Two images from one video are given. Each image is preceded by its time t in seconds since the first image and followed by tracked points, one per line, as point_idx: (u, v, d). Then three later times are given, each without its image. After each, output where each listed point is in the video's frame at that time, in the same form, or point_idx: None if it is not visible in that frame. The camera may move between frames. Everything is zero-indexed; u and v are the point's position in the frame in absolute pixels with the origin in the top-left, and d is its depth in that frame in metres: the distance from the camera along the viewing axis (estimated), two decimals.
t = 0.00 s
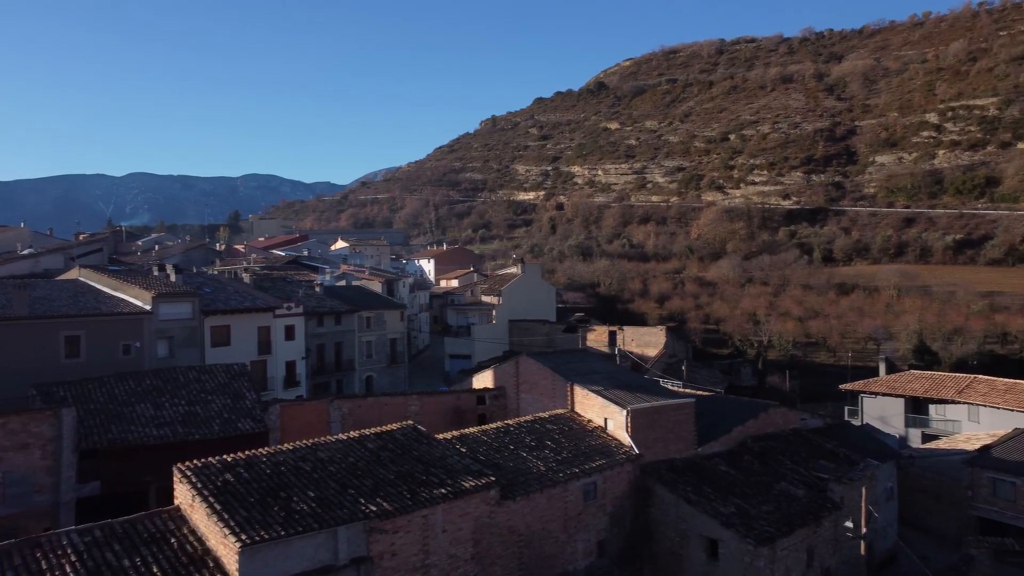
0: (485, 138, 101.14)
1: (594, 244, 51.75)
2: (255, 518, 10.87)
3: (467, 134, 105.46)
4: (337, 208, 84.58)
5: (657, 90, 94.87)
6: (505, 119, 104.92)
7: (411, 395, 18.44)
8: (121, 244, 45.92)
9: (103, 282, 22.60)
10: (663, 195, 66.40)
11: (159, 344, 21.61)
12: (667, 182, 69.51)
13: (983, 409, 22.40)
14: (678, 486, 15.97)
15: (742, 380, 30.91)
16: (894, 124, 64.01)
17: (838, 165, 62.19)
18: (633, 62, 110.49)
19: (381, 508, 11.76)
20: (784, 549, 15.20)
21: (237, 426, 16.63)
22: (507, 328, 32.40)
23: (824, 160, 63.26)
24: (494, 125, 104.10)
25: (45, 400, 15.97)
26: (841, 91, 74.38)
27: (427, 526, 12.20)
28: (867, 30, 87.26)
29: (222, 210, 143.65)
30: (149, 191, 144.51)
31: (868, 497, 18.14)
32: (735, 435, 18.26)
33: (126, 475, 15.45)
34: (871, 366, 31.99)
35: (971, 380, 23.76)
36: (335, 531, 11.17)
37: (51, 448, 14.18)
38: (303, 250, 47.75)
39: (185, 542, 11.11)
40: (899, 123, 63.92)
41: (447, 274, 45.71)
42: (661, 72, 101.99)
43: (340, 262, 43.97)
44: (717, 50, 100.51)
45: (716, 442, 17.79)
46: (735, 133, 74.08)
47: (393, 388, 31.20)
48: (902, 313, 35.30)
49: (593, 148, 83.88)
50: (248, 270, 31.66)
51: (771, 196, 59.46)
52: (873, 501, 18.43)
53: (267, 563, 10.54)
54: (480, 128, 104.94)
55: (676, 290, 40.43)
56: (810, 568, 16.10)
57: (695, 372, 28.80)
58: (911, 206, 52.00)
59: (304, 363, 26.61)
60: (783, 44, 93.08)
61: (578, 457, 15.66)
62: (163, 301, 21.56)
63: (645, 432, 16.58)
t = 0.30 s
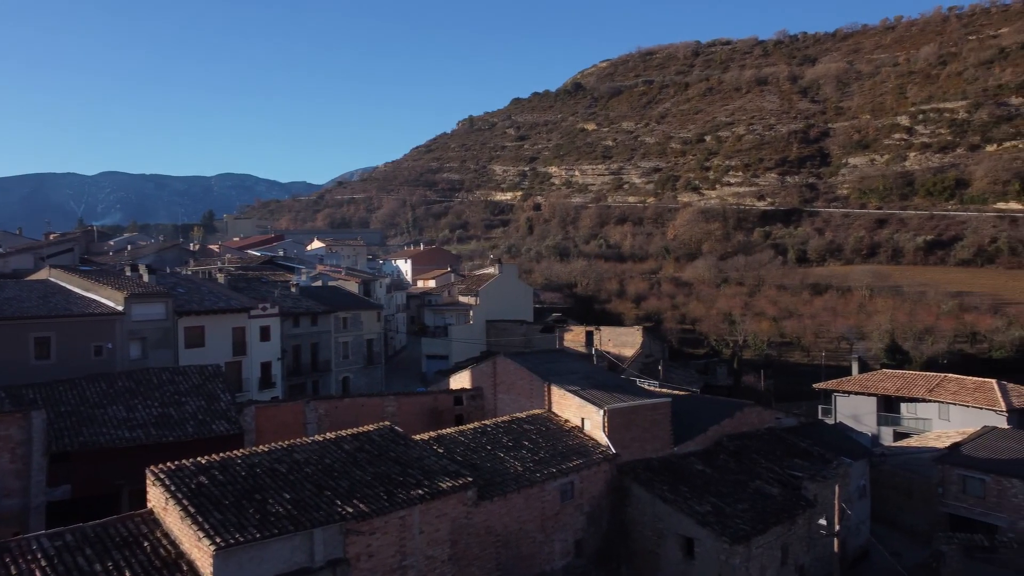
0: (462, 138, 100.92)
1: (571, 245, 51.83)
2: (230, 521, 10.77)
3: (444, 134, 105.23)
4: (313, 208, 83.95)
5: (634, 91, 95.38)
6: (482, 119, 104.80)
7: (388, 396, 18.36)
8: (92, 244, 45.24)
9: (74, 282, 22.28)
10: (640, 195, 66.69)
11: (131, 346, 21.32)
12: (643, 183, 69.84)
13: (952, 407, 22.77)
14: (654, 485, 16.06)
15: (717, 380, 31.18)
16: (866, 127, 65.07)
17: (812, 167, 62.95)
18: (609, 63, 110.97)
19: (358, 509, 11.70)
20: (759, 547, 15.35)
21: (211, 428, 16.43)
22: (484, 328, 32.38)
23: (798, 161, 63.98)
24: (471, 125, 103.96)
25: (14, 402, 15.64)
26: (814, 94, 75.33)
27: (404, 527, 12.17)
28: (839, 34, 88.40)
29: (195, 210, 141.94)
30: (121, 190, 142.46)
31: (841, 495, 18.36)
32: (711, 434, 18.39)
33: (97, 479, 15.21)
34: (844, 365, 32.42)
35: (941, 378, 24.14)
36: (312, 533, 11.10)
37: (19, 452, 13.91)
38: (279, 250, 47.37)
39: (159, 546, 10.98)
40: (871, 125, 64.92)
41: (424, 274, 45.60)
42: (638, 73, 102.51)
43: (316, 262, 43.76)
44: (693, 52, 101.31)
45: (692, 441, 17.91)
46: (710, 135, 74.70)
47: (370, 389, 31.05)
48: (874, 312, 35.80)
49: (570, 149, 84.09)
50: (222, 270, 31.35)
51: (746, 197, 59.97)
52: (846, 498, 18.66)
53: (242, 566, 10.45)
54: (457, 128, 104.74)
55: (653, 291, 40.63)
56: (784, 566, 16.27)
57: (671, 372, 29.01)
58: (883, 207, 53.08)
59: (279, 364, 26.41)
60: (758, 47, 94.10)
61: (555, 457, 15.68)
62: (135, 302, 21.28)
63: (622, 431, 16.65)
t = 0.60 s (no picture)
0: (439, 137, 100.65)
1: (548, 246, 51.88)
2: (204, 524, 10.66)
3: (421, 134, 104.86)
4: (289, 208, 83.23)
5: (610, 93, 95.78)
6: (459, 120, 104.57)
7: (364, 397, 18.26)
8: (62, 244, 44.52)
9: (44, 283, 21.93)
10: (617, 196, 66.91)
11: (103, 347, 21.02)
12: (620, 184, 70.09)
13: (923, 405, 23.12)
14: (631, 485, 16.12)
15: (693, 380, 31.44)
16: (839, 129, 65.97)
17: (786, 168, 63.60)
18: (586, 64, 111.36)
19: (334, 511, 11.64)
20: (734, 545, 15.47)
21: (185, 430, 16.21)
22: (461, 329, 32.34)
23: (773, 163, 64.60)
24: (448, 125, 103.70)
25: None
26: (788, 96, 76.17)
27: (381, 528, 12.13)
28: (813, 37, 89.48)
29: (169, 210, 140.05)
30: (92, 190, 140.17)
31: (814, 493, 18.57)
32: (687, 433, 18.51)
33: (67, 482, 14.97)
34: (818, 365, 32.80)
35: (912, 377, 24.51)
36: (287, 535, 11.03)
37: None
38: (254, 250, 46.99)
39: (131, 550, 10.84)
40: (844, 128, 65.85)
41: (401, 274, 45.46)
42: (614, 74, 102.96)
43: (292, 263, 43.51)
44: (669, 54, 101.98)
45: (668, 440, 18.01)
46: (686, 136, 75.23)
47: (346, 390, 30.88)
48: (847, 312, 36.27)
49: (547, 150, 84.23)
50: (196, 271, 31.04)
51: (722, 198, 60.41)
52: (820, 496, 18.87)
53: (217, 569, 10.35)
54: (434, 128, 104.42)
55: (629, 291, 40.79)
56: (759, 563, 16.42)
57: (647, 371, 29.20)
58: (855, 208, 53.90)
59: (254, 365, 26.19)
60: (733, 49, 94.98)
61: (532, 457, 15.70)
62: (107, 302, 20.99)
63: (598, 431, 16.71)
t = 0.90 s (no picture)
0: (416, 137, 100.29)
1: (525, 246, 51.90)
2: (178, 527, 10.54)
3: (397, 133, 104.43)
4: (264, 207, 82.43)
5: (587, 94, 96.12)
6: (435, 120, 104.23)
7: (341, 399, 18.14)
8: (31, 244, 43.75)
9: (13, 283, 21.52)
10: (593, 197, 67.05)
11: (74, 349, 20.70)
12: (597, 184, 70.28)
13: (895, 404, 23.45)
14: (608, 484, 16.17)
15: (670, 380, 31.63)
16: (812, 131, 66.78)
17: (761, 169, 64.19)
18: (563, 65, 111.67)
19: (310, 513, 11.56)
20: (710, 543, 15.58)
21: (158, 432, 15.99)
22: (438, 329, 32.27)
23: (748, 164, 65.16)
24: (425, 125, 103.36)
25: None
26: (763, 98, 76.95)
27: (358, 530, 12.07)
28: (787, 40, 90.44)
29: (141, 209, 138.04)
30: (61, 189, 137.72)
31: (789, 491, 18.76)
32: (663, 433, 18.62)
33: (37, 486, 14.70)
34: (792, 364, 33.14)
35: (884, 376, 24.86)
36: (263, 537, 10.95)
37: None
38: (228, 250, 46.54)
39: (103, 554, 10.70)
40: (818, 130, 66.68)
41: (378, 274, 45.25)
42: (591, 75, 103.31)
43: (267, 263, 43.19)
44: (646, 55, 102.60)
45: (645, 440, 18.10)
46: (663, 137, 75.69)
47: (322, 391, 30.67)
48: (821, 312, 36.70)
49: (524, 150, 84.29)
50: (170, 271, 30.68)
51: (697, 199, 60.79)
52: (794, 494, 19.07)
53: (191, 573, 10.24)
54: (411, 128, 104.03)
55: (606, 291, 40.91)
56: (734, 562, 16.55)
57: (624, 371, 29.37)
58: (829, 209, 54.54)
59: (229, 367, 25.95)
60: (709, 51, 95.76)
61: (509, 457, 15.71)
62: (78, 304, 20.68)
63: (575, 432, 16.76)
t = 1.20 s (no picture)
0: (393, 137, 99.92)
1: (503, 247, 51.91)
2: (151, 530, 10.41)
3: (374, 133, 103.94)
4: (238, 207, 81.59)
5: (564, 95, 96.41)
6: (412, 120, 103.84)
7: (317, 400, 18.03)
8: None
9: None
10: (571, 197, 67.22)
11: (44, 350, 20.37)
12: (574, 185, 70.46)
13: (867, 403, 23.77)
14: (585, 484, 16.22)
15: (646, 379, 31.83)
16: (786, 133, 67.54)
17: (736, 171, 64.77)
18: (540, 65, 111.90)
19: (286, 515, 11.47)
20: (686, 542, 15.67)
21: (131, 434, 15.75)
22: (415, 330, 32.19)
23: (723, 166, 65.70)
24: (402, 124, 102.96)
25: None
26: (738, 100, 77.69)
27: (334, 532, 11.99)
28: (761, 42, 91.35)
29: (112, 209, 135.89)
30: (30, 188, 135.19)
31: (763, 490, 18.93)
32: (640, 432, 18.72)
33: (5, 490, 14.38)
34: (767, 364, 33.49)
35: (857, 375, 25.18)
36: (238, 540, 10.86)
37: None
38: (203, 250, 46.07)
39: (73, 559, 10.55)
40: (791, 132, 67.50)
41: (355, 275, 45.02)
42: (568, 76, 103.61)
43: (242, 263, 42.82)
44: (622, 57, 103.18)
45: (621, 440, 18.19)
46: (639, 138, 76.14)
47: (298, 392, 30.45)
48: (795, 312, 37.11)
49: (502, 151, 84.32)
50: (142, 271, 30.32)
51: (674, 199, 61.17)
52: (768, 492, 19.25)
53: None
54: (388, 127, 103.60)
55: (583, 292, 41.04)
56: (710, 560, 16.68)
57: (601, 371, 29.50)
58: (803, 211, 55.14)
59: (203, 369, 25.70)
60: (685, 53, 96.50)
61: (486, 457, 15.70)
62: (48, 304, 20.35)
63: (552, 432, 16.79)
